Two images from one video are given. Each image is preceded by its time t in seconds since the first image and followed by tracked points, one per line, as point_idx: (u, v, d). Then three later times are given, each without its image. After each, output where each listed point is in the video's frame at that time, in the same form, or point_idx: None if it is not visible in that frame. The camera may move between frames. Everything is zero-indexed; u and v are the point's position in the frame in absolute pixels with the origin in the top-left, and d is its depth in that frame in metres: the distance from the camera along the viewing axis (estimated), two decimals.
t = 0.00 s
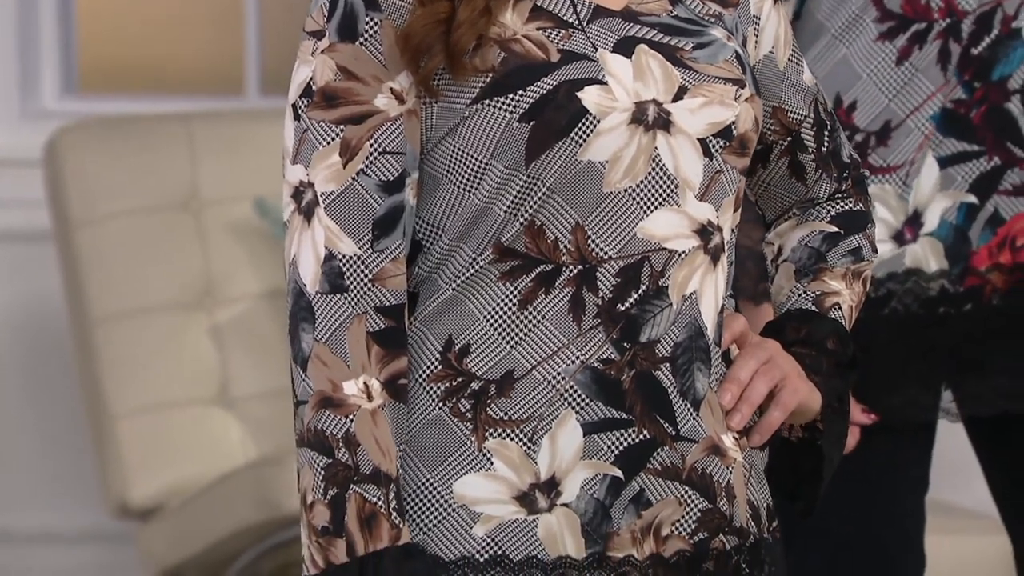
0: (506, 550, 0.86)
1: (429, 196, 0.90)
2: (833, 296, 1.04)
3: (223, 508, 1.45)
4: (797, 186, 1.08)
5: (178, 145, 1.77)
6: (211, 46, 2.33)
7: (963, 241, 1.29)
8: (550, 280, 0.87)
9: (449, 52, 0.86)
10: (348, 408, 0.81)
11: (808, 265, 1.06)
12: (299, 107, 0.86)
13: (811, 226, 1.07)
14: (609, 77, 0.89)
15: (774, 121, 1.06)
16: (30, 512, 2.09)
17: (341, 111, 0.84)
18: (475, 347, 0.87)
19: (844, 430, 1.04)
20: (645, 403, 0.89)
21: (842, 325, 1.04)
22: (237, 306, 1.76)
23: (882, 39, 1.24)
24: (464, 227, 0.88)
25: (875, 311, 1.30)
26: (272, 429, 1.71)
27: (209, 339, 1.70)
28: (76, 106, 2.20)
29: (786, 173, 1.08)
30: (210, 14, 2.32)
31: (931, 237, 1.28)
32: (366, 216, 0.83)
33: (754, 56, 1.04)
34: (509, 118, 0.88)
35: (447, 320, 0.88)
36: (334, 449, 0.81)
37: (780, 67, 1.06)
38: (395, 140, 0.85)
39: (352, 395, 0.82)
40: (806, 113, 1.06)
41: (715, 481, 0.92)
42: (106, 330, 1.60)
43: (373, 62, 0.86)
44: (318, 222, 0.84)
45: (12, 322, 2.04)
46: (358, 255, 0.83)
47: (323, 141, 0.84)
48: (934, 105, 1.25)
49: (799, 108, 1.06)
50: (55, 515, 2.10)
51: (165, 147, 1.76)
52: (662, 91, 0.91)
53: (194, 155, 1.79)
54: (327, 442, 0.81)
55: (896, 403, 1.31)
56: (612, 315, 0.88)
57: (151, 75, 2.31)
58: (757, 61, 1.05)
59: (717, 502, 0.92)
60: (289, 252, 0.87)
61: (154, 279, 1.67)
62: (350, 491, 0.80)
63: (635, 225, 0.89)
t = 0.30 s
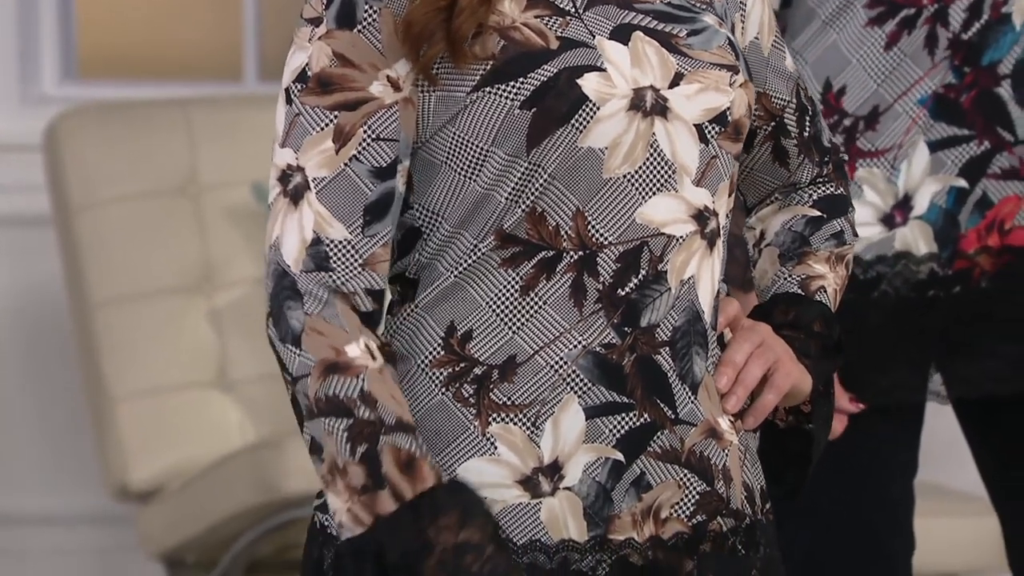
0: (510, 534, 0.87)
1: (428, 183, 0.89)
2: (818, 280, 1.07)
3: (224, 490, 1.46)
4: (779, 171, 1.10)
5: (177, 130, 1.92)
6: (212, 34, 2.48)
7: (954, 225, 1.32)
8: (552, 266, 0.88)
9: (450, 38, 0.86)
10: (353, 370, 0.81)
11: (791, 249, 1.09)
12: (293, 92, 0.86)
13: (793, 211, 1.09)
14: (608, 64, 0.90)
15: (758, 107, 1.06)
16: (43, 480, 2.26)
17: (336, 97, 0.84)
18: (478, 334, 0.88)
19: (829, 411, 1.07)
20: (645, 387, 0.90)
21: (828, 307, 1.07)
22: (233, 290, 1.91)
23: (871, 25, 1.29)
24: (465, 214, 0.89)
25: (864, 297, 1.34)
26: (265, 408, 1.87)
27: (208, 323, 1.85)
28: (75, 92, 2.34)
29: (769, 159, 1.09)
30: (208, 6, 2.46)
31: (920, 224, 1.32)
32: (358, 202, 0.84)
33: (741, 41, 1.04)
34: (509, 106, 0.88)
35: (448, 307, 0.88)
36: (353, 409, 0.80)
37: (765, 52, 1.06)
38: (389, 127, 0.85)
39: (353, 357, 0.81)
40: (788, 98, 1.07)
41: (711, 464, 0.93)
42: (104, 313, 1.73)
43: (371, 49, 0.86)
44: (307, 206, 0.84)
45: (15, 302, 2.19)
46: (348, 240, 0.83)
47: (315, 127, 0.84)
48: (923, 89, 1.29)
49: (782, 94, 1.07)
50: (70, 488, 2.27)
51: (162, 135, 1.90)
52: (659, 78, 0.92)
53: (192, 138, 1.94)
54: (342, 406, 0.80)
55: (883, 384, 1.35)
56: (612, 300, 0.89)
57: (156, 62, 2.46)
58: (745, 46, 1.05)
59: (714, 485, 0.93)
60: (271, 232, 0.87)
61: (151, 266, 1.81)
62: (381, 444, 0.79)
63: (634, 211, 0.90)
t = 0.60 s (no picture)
0: (517, 517, 0.87)
1: (431, 168, 0.90)
2: (798, 263, 1.08)
3: (226, 470, 1.50)
4: (756, 156, 1.12)
5: (177, 113, 1.97)
6: (210, 19, 2.49)
7: (949, 206, 1.28)
8: (556, 250, 0.88)
9: (456, 22, 0.87)
10: (338, 275, 0.84)
11: (770, 233, 1.10)
12: (282, 66, 0.88)
13: (769, 195, 1.11)
14: (609, 50, 0.91)
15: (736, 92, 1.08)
16: (44, 469, 2.28)
17: (325, 75, 0.86)
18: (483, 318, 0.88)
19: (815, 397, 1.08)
20: (648, 369, 0.90)
21: (809, 290, 1.08)
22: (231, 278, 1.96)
23: (854, 9, 1.28)
24: (469, 199, 0.89)
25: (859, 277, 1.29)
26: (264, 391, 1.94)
27: (208, 305, 1.91)
28: (75, 75, 2.37)
29: (747, 144, 1.12)
30: None
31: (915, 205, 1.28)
32: (330, 176, 0.85)
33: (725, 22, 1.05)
34: (515, 91, 0.88)
35: (455, 292, 0.89)
36: (359, 299, 0.83)
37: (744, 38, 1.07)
38: (373, 109, 0.87)
39: (333, 264, 0.84)
40: (766, 83, 1.09)
41: (710, 446, 0.92)
42: (104, 296, 1.80)
43: (368, 32, 0.88)
44: (278, 177, 0.85)
45: (12, 285, 2.22)
46: (314, 212, 0.85)
47: (300, 102, 0.86)
48: (906, 72, 1.27)
49: (760, 79, 1.09)
50: (71, 476, 2.28)
51: (163, 119, 1.95)
52: (658, 63, 0.93)
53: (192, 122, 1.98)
54: (346, 304, 0.83)
55: (875, 370, 1.31)
56: (616, 285, 0.89)
57: (152, 46, 2.48)
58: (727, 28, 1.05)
59: (712, 468, 0.92)
60: (236, 200, 0.88)
61: (149, 248, 1.87)
62: (403, 306, 0.83)
63: (636, 195, 0.90)
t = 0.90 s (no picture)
0: (518, 501, 0.87)
1: (430, 151, 0.90)
2: (786, 248, 1.09)
3: (225, 453, 1.50)
4: (744, 141, 1.11)
5: (175, 98, 1.96)
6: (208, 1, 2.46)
7: (932, 190, 1.27)
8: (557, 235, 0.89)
9: (459, 6, 0.87)
10: (318, 214, 0.84)
11: (758, 217, 1.11)
12: (279, 44, 0.89)
13: (756, 179, 1.11)
14: (610, 34, 0.91)
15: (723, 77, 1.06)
16: (43, 458, 2.27)
17: (321, 55, 0.87)
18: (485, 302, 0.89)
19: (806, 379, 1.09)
20: (650, 353, 0.90)
21: (797, 274, 1.09)
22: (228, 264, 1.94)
23: None
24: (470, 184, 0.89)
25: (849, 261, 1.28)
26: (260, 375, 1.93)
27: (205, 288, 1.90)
28: (72, 60, 2.36)
29: (736, 129, 1.10)
30: None
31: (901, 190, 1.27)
32: (316, 151, 0.86)
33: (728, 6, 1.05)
34: (518, 76, 0.88)
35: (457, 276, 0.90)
36: (345, 231, 0.84)
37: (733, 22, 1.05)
38: (367, 90, 0.87)
39: (313, 206, 0.84)
40: (753, 68, 1.07)
41: (708, 430, 0.92)
42: (103, 279, 1.80)
43: (368, 15, 0.88)
44: (266, 150, 0.87)
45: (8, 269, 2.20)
46: (298, 180, 0.86)
47: (294, 79, 0.87)
48: (896, 59, 1.26)
49: (749, 64, 1.07)
50: (68, 462, 2.27)
51: (161, 104, 1.95)
52: (658, 48, 0.93)
53: (189, 107, 1.97)
54: (335, 239, 0.84)
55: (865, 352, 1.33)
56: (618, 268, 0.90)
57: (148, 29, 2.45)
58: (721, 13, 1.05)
59: (710, 451, 0.92)
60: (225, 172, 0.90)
61: (149, 233, 1.86)
62: (393, 225, 0.84)
63: (636, 179, 0.90)
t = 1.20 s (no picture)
0: (513, 485, 0.87)
1: (425, 134, 0.89)
2: (794, 212, 1.09)
3: (222, 438, 1.50)
4: (749, 114, 1.10)
5: (171, 82, 1.95)
6: None
7: (922, 175, 1.22)
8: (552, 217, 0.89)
9: None
10: (304, 181, 0.85)
11: (765, 181, 1.10)
12: (272, 23, 0.89)
13: (763, 145, 1.10)
14: (605, 16, 0.90)
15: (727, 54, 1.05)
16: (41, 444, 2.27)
17: (314, 35, 0.88)
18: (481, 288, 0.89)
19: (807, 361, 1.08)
20: (645, 338, 0.90)
21: (805, 237, 1.08)
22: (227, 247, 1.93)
23: None
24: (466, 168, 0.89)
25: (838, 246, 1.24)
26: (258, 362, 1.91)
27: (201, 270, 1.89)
28: (68, 44, 2.35)
29: (740, 103, 1.09)
30: None
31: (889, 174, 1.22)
32: (305, 129, 0.87)
33: None
34: (513, 59, 0.88)
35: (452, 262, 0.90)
36: (331, 196, 0.85)
37: None
38: (359, 70, 0.88)
39: (298, 173, 0.85)
40: (757, 43, 1.07)
41: (705, 414, 0.92)
42: (100, 263, 1.81)
43: None
44: (254, 126, 0.88)
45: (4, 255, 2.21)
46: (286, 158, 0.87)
47: (286, 58, 0.88)
48: (885, 43, 1.22)
49: (752, 39, 1.06)
50: (63, 446, 2.28)
51: (157, 88, 1.94)
52: (654, 31, 0.92)
53: (185, 91, 1.96)
54: (323, 205, 0.85)
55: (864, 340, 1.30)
56: (614, 252, 0.91)
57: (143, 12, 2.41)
58: None
59: (706, 435, 0.92)
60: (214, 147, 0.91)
61: (149, 217, 1.86)
62: (378, 186, 0.85)
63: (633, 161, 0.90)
